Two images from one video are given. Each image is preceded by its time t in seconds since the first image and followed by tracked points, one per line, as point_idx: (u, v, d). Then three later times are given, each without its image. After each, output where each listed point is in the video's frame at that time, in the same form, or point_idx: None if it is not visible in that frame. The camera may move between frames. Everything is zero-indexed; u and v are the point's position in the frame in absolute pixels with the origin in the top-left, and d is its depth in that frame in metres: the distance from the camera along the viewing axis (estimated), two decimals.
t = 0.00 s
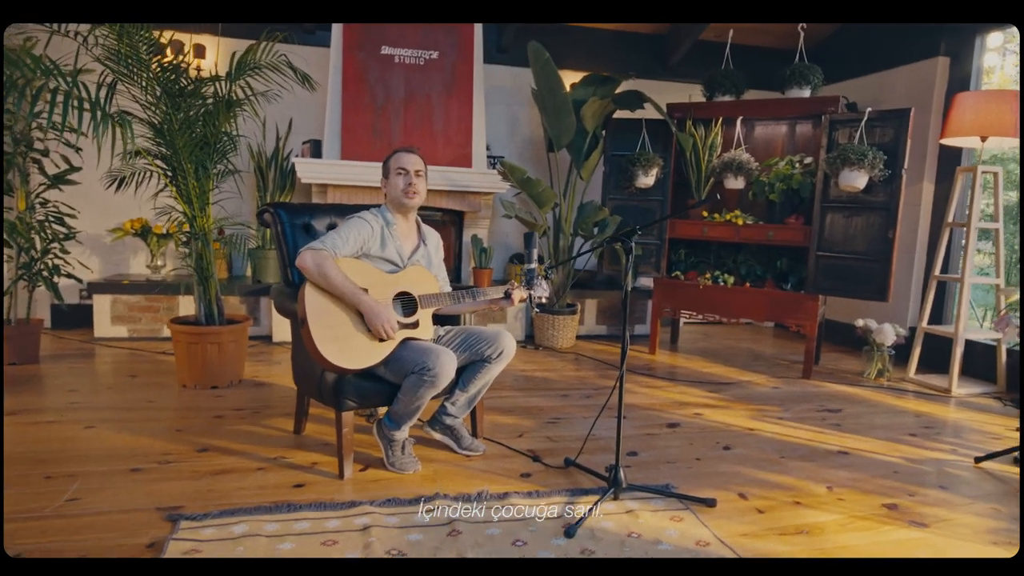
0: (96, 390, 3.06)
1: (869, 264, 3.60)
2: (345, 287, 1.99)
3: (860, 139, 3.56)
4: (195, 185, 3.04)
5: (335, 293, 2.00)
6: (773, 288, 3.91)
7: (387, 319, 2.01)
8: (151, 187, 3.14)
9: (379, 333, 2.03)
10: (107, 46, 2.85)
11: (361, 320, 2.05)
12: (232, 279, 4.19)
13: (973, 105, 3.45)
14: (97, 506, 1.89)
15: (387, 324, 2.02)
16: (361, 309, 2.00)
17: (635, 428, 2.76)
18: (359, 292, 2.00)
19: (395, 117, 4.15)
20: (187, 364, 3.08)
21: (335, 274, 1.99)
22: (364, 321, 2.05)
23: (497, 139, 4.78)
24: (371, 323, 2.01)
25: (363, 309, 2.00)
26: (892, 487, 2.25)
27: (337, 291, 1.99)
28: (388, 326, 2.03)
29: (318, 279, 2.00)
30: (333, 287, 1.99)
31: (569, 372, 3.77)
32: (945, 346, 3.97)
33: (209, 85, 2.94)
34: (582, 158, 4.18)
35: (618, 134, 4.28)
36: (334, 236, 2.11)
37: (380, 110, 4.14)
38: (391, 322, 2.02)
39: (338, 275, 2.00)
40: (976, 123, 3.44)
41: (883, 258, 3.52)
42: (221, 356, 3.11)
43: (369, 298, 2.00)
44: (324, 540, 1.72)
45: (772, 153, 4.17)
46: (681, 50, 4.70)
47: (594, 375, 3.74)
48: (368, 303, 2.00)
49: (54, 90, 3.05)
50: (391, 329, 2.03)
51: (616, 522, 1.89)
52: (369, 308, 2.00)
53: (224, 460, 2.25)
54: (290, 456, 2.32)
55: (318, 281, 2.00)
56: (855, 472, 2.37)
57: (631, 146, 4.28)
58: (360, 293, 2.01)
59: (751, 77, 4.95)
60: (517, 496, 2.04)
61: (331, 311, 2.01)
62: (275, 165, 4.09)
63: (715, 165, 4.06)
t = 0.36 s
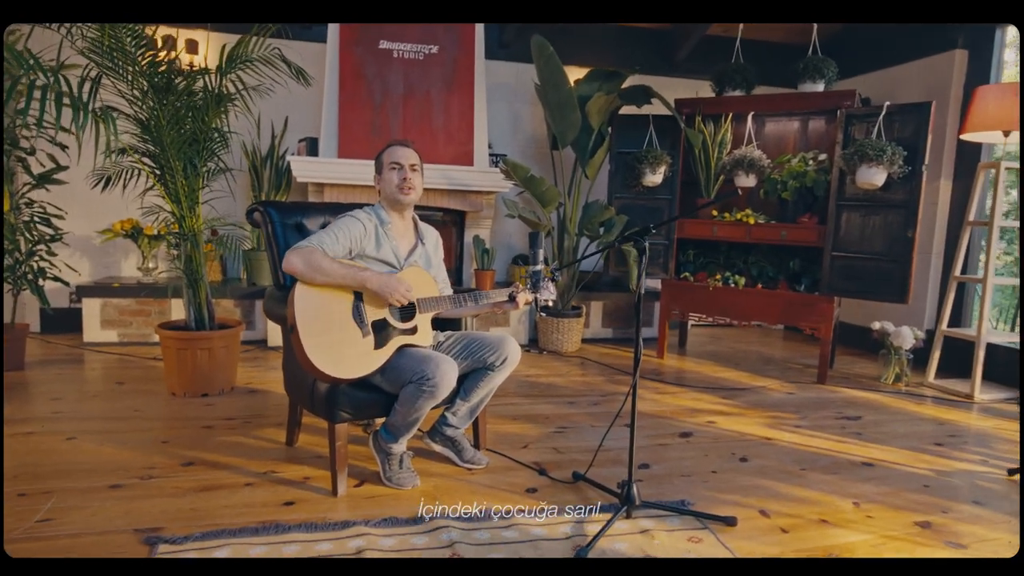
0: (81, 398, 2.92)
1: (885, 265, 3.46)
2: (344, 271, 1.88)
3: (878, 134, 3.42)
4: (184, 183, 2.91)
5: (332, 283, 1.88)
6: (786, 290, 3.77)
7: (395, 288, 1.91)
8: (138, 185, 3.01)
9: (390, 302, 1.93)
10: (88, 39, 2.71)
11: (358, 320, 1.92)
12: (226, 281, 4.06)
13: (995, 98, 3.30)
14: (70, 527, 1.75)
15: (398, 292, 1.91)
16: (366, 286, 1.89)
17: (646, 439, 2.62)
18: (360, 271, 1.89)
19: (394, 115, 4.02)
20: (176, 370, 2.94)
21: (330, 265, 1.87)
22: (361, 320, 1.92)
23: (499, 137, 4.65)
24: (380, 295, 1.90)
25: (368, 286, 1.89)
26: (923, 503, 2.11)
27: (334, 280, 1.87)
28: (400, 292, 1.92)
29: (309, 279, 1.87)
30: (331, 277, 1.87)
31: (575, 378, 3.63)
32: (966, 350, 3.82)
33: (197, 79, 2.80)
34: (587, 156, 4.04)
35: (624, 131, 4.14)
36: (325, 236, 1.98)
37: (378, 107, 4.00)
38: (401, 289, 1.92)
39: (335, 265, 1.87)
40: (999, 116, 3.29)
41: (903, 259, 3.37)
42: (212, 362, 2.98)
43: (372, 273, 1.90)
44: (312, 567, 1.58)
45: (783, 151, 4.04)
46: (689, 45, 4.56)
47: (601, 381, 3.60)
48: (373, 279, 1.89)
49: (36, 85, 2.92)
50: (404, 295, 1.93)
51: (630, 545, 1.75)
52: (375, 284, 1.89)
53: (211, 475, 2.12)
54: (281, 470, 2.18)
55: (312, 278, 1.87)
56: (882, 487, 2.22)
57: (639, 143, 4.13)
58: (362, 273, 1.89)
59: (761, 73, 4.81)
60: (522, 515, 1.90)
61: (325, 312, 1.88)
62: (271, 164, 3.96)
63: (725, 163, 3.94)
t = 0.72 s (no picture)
0: (80, 405, 2.82)
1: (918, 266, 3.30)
2: (341, 295, 1.75)
3: (909, 128, 3.27)
4: (185, 184, 2.81)
5: (330, 303, 1.76)
6: (811, 292, 3.62)
7: (387, 333, 1.76)
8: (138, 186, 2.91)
9: (378, 351, 1.78)
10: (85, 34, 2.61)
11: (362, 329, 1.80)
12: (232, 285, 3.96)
13: None
14: (58, 549, 1.63)
15: (389, 339, 1.77)
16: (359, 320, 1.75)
17: (669, 450, 2.47)
18: (356, 302, 1.75)
19: (403, 113, 3.91)
20: (177, 378, 2.83)
21: (329, 282, 1.74)
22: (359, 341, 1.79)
23: (511, 136, 4.53)
24: (370, 337, 1.76)
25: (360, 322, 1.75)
26: (973, 521, 1.95)
27: (331, 301, 1.75)
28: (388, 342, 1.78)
29: (310, 286, 1.75)
30: (327, 297, 1.74)
31: (591, 384, 3.50)
32: (1001, 354, 3.65)
33: (197, 75, 2.69)
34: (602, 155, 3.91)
35: (640, 129, 4.01)
36: (330, 238, 1.86)
37: (386, 106, 3.89)
38: (392, 336, 1.77)
39: (333, 283, 1.75)
40: None
41: (937, 258, 3.20)
42: (214, 370, 2.86)
43: (368, 308, 1.76)
44: None
45: (807, 148, 3.90)
46: (708, 39, 4.42)
47: (618, 387, 3.46)
48: (366, 315, 1.75)
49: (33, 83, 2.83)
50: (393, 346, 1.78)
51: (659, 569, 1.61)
52: (366, 322, 1.75)
53: (209, 491, 1.99)
54: (284, 485, 2.06)
55: (310, 289, 1.75)
56: (927, 503, 2.06)
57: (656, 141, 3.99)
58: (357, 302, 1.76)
59: (781, 68, 4.66)
60: (541, 535, 1.77)
61: (327, 321, 1.76)
62: (277, 165, 3.86)
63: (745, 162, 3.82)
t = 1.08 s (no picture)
0: (74, 417, 2.71)
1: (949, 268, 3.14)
2: (349, 292, 1.64)
3: (940, 123, 3.11)
4: (182, 186, 2.69)
5: (338, 303, 1.64)
6: (835, 296, 3.46)
7: (409, 314, 1.67)
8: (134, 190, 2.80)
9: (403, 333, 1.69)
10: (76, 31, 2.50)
11: (366, 338, 1.68)
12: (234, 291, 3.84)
13: None
14: None
15: (412, 320, 1.69)
16: (375, 311, 1.65)
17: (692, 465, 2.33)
18: (368, 294, 1.65)
19: (409, 113, 3.79)
20: (175, 389, 2.71)
21: (335, 281, 1.63)
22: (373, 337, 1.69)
23: (520, 136, 4.40)
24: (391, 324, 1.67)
25: (378, 312, 1.65)
26: None
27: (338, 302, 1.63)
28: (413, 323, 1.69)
29: (311, 292, 1.63)
30: (334, 297, 1.63)
31: (606, 393, 3.36)
32: None
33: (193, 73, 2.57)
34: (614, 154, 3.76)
35: (655, 127, 3.87)
36: (331, 241, 1.73)
37: (392, 106, 3.78)
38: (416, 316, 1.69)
39: (339, 283, 1.63)
40: None
41: (969, 260, 3.05)
42: (213, 380, 2.74)
43: (382, 298, 1.66)
44: None
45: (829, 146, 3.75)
46: (723, 35, 4.27)
47: (635, 396, 3.32)
48: (382, 305, 1.65)
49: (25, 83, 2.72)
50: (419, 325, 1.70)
51: None
52: (384, 310, 1.65)
53: (204, 513, 1.87)
54: (283, 506, 1.93)
55: (313, 293, 1.63)
56: (975, 525, 1.91)
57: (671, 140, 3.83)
58: (371, 295, 1.66)
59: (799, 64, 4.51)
60: (560, 564, 1.63)
61: (329, 330, 1.64)
62: (280, 167, 3.75)
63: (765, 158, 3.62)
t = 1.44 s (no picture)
0: (80, 416, 2.63)
1: (996, 261, 2.96)
2: (359, 283, 1.52)
3: (987, 106, 2.92)
4: (189, 177, 2.59)
5: (348, 296, 1.53)
6: (871, 291, 3.29)
7: (423, 306, 1.55)
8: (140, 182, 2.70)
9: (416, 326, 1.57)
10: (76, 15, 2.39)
11: (377, 338, 1.56)
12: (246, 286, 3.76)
13: None
14: None
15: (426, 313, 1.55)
16: (387, 303, 1.53)
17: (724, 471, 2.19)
18: (379, 285, 1.53)
19: (423, 101, 3.66)
20: (183, 388, 2.62)
21: (342, 274, 1.51)
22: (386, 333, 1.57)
23: (537, 126, 4.25)
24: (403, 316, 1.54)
25: (391, 303, 1.53)
26: None
27: (348, 294, 1.52)
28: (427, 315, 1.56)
29: (318, 287, 1.52)
30: (343, 289, 1.51)
31: (629, 392, 3.23)
32: None
33: (199, 58, 2.47)
34: (637, 144, 3.61)
35: (679, 114, 3.68)
36: (340, 234, 1.62)
37: (406, 94, 3.65)
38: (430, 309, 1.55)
39: (348, 275, 1.52)
40: None
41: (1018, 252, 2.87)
42: (223, 378, 2.65)
43: (395, 287, 1.54)
44: None
45: (863, 133, 3.59)
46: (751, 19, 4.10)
47: (659, 395, 3.19)
48: (394, 296, 1.53)
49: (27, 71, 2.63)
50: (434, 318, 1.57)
51: None
52: (396, 302, 1.53)
53: (209, 522, 1.77)
54: (292, 514, 1.83)
55: (320, 287, 1.52)
56: None
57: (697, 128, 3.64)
58: (382, 285, 1.54)
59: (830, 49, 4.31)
60: None
61: (336, 329, 1.53)
62: (292, 159, 3.64)
63: (795, 148, 3.47)
